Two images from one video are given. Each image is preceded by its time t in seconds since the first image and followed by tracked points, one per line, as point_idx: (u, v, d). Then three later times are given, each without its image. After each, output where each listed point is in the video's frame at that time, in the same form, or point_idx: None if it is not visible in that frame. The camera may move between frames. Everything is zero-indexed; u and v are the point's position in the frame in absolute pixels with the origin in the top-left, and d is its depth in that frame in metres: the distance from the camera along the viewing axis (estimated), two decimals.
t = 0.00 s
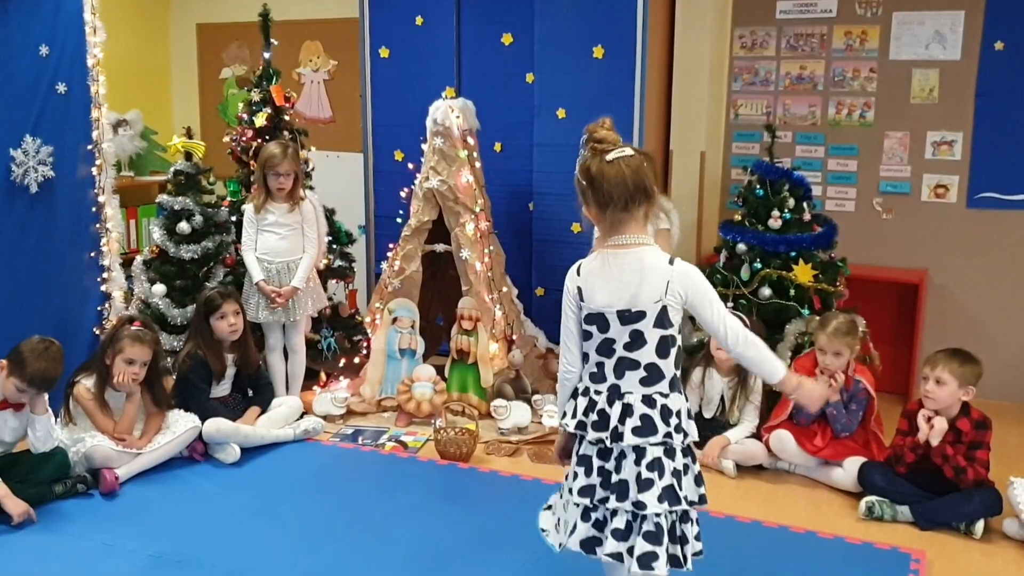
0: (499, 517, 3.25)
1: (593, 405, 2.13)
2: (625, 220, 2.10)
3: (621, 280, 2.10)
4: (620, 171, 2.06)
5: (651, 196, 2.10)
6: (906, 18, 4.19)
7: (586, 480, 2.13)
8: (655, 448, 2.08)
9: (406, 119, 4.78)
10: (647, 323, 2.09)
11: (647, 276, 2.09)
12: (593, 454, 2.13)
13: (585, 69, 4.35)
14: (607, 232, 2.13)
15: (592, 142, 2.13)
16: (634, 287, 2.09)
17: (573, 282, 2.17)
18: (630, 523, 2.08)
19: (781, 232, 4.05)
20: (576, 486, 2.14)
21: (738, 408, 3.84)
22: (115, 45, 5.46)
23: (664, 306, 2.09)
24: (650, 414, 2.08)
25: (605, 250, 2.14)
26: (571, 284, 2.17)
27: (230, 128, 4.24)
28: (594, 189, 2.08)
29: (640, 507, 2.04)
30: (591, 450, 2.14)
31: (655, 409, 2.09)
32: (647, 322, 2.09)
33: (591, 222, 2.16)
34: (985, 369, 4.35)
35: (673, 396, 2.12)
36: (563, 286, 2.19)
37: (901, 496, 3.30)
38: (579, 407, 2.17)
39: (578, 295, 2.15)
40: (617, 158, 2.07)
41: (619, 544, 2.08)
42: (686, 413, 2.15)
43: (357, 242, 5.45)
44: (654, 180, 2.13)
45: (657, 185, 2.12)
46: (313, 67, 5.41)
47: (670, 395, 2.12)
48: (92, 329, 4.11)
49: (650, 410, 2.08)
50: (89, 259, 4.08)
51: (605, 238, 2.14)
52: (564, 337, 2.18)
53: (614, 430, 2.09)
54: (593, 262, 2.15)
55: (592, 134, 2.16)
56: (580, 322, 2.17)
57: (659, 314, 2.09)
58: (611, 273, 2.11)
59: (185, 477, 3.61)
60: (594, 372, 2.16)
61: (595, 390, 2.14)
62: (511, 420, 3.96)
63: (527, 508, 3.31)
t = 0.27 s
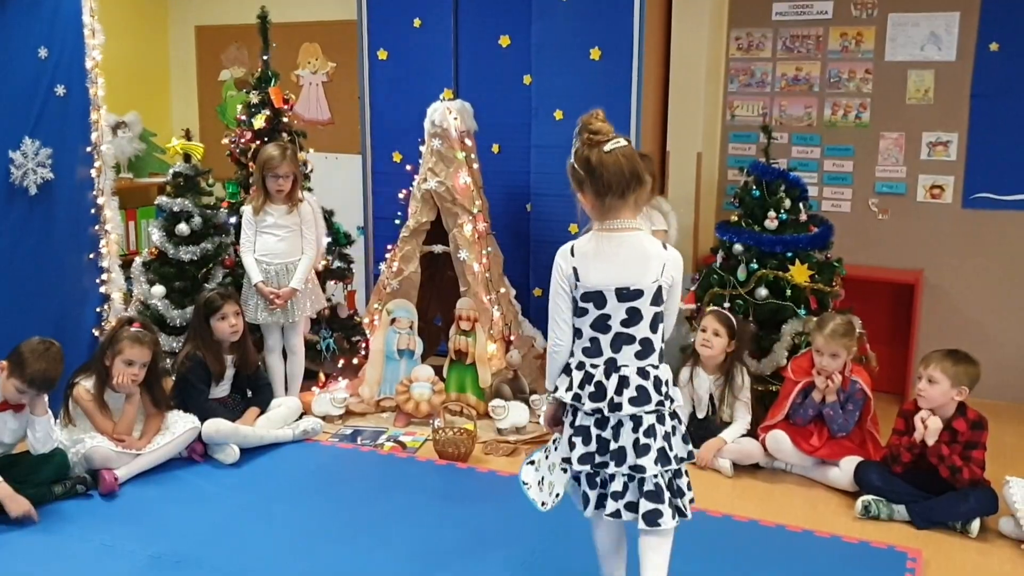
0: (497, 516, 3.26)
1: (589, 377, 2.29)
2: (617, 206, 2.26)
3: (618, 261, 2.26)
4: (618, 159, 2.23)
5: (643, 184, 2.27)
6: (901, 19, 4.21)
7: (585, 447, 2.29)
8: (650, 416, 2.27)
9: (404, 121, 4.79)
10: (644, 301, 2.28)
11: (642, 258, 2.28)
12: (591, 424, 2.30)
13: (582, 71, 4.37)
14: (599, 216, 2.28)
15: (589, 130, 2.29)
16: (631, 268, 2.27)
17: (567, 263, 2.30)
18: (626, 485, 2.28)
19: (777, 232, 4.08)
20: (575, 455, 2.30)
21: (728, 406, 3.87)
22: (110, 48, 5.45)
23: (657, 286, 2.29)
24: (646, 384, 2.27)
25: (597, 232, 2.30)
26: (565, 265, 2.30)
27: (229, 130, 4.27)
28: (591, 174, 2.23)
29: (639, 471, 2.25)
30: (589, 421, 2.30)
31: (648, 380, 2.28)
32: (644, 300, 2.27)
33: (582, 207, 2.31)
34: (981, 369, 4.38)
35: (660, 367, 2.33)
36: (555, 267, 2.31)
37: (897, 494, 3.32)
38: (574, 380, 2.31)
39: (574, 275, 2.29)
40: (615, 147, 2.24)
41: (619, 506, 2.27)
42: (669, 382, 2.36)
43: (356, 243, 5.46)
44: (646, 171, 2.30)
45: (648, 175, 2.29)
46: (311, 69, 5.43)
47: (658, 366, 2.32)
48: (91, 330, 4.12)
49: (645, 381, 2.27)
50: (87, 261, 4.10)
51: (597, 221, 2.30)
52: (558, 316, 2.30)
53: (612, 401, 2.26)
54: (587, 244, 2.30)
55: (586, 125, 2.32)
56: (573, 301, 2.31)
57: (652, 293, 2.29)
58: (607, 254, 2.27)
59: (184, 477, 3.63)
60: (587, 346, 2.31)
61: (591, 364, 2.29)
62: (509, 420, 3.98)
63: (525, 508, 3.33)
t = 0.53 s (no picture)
0: (495, 519, 3.25)
1: (595, 370, 2.49)
2: (613, 202, 2.47)
3: (616, 259, 2.46)
4: (619, 160, 2.43)
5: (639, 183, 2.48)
6: (899, 20, 4.21)
7: (590, 439, 2.52)
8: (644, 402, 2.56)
9: (401, 122, 4.78)
10: (640, 296, 2.50)
11: (638, 255, 2.49)
12: (596, 415, 2.51)
13: (579, 72, 4.35)
14: (597, 211, 2.49)
15: (592, 132, 2.48)
16: (630, 264, 2.48)
17: (568, 260, 2.46)
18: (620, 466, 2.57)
19: (775, 233, 4.08)
20: (581, 448, 2.52)
21: (720, 405, 3.85)
22: (106, 48, 5.43)
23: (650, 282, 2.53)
24: (642, 373, 2.54)
25: (595, 228, 2.49)
26: (566, 262, 2.46)
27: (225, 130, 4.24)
28: (595, 172, 2.43)
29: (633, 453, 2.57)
30: (594, 413, 2.51)
31: (642, 368, 2.55)
32: (640, 295, 2.50)
33: (581, 202, 2.51)
34: (980, 370, 4.37)
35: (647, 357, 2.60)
36: (554, 263, 2.46)
37: (895, 496, 3.31)
38: (578, 374, 2.50)
39: (575, 272, 2.45)
40: (617, 148, 2.44)
41: (617, 486, 2.55)
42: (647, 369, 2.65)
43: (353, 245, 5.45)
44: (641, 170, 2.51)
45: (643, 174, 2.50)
46: (308, 70, 5.41)
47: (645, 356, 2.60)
48: (88, 332, 4.09)
49: (641, 370, 2.54)
50: (84, 262, 4.06)
51: (594, 218, 2.50)
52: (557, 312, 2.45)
53: (616, 394, 2.50)
54: (584, 241, 2.48)
55: (589, 126, 2.52)
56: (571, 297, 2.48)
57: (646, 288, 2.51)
58: (605, 252, 2.46)
59: (181, 479, 3.62)
60: (586, 342, 2.50)
61: (594, 358, 2.49)
62: (507, 422, 3.97)
63: (523, 510, 3.32)
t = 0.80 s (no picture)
0: (496, 524, 3.25)
1: (584, 366, 2.65)
2: (590, 209, 2.60)
3: (600, 263, 2.62)
4: (599, 169, 2.56)
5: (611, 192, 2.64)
6: (898, 26, 4.22)
7: (586, 430, 2.66)
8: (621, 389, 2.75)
9: (401, 128, 4.79)
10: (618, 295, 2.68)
11: (614, 259, 2.66)
12: (589, 407, 2.66)
13: (579, 78, 4.36)
14: (574, 216, 2.62)
15: (572, 142, 2.60)
16: (609, 267, 2.64)
17: (559, 268, 2.57)
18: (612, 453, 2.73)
19: (775, 239, 4.08)
20: (579, 439, 2.65)
21: (721, 409, 3.85)
22: (107, 54, 5.44)
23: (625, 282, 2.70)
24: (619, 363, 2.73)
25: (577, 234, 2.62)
26: (558, 270, 2.57)
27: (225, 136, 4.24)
28: (577, 181, 2.55)
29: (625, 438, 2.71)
30: (587, 405, 2.66)
31: (618, 359, 2.73)
32: (618, 294, 2.67)
33: (558, 207, 2.62)
34: (979, 375, 4.37)
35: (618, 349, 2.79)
36: (547, 273, 2.56)
37: (895, 501, 3.31)
38: (569, 372, 2.64)
39: (567, 280, 2.58)
40: (597, 158, 2.57)
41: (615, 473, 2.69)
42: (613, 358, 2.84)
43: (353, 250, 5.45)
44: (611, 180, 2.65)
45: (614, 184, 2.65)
46: (308, 77, 5.42)
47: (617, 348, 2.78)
48: (88, 338, 4.10)
49: (617, 361, 2.72)
50: (85, 268, 4.08)
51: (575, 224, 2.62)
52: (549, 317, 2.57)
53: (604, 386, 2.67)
54: (571, 248, 2.61)
55: (569, 135, 2.62)
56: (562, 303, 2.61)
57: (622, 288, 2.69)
58: (590, 256, 2.62)
59: (181, 486, 3.62)
60: (572, 341, 2.65)
61: (581, 355, 2.65)
62: (508, 427, 3.98)
63: (523, 515, 3.32)
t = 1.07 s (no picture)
0: (499, 530, 3.25)
1: (554, 350, 2.72)
2: (557, 199, 2.71)
3: (565, 249, 2.73)
4: (562, 161, 2.67)
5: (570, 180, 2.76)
6: (900, 30, 4.22)
7: (558, 410, 2.74)
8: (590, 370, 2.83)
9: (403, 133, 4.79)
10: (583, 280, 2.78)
11: (578, 245, 2.77)
12: (560, 389, 2.75)
13: (581, 84, 4.37)
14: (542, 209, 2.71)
15: (532, 136, 2.68)
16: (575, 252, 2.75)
17: (529, 254, 2.67)
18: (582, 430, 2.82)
19: (778, 244, 4.09)
20: (551, 420, 2.73)
21: (727, 415, 3.85)
22: (111, 61, 5.47)
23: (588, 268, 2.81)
24: (587, 345, 2.81)
25: (543, 223, 2.72)
26: (527, 255, 2.66)
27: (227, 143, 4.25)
28: (544, 175, 2.65)
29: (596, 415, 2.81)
30: (558, 387, 2.74)
31: (586, 342, 2.81)
32: (582, 279, 2.78)
33: (525, 201, 2.71)
34: (983, 380, 4.37)
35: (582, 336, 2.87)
36: (518, 258, 2.65)
37: (899, 506, 3.31)
38: (540, 355, 2.72)
39: (537, 264, 2.67)
40: (560, 151, 2.67)
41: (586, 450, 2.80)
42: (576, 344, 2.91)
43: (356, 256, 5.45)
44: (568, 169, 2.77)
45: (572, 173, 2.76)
46: (311, 83, 5.42)
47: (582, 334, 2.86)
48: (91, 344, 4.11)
49: (585, 343, 2.81)
50: (88, 274, 4.09)
51: (541, 215, 2.72)
52: (523, 300, 2.63)
53: (577, 368, 2.76)
54: (538, 235, 2.71)
55: (528, 131, 2.70)
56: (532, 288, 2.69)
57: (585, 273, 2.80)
58: (556, 243, 2.72)
59: (185, 491, 3.63)
60: (543, 325, 2.73)
61: (551, 339, 2.73)
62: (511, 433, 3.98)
63: (527, 521, 3.32)
